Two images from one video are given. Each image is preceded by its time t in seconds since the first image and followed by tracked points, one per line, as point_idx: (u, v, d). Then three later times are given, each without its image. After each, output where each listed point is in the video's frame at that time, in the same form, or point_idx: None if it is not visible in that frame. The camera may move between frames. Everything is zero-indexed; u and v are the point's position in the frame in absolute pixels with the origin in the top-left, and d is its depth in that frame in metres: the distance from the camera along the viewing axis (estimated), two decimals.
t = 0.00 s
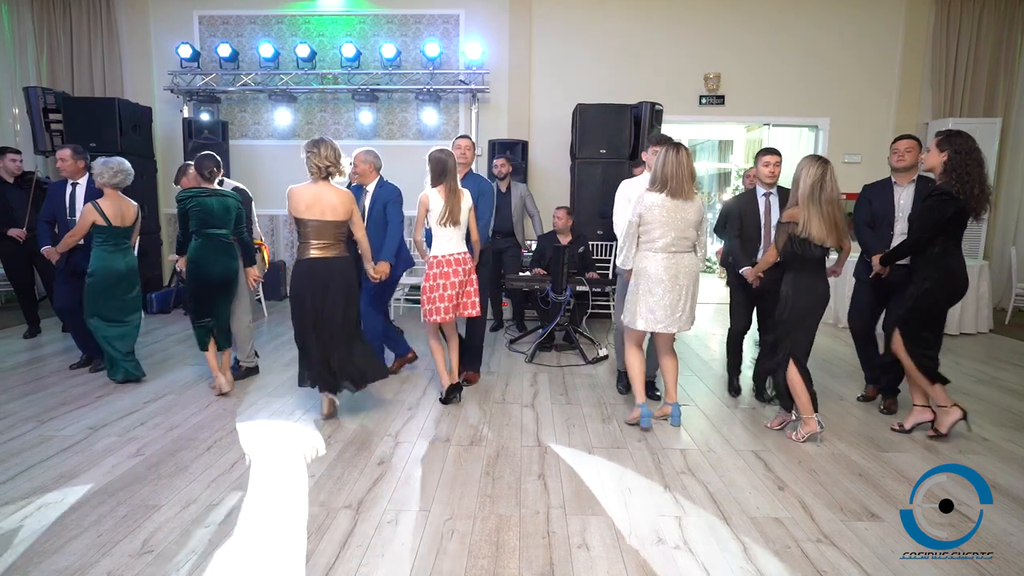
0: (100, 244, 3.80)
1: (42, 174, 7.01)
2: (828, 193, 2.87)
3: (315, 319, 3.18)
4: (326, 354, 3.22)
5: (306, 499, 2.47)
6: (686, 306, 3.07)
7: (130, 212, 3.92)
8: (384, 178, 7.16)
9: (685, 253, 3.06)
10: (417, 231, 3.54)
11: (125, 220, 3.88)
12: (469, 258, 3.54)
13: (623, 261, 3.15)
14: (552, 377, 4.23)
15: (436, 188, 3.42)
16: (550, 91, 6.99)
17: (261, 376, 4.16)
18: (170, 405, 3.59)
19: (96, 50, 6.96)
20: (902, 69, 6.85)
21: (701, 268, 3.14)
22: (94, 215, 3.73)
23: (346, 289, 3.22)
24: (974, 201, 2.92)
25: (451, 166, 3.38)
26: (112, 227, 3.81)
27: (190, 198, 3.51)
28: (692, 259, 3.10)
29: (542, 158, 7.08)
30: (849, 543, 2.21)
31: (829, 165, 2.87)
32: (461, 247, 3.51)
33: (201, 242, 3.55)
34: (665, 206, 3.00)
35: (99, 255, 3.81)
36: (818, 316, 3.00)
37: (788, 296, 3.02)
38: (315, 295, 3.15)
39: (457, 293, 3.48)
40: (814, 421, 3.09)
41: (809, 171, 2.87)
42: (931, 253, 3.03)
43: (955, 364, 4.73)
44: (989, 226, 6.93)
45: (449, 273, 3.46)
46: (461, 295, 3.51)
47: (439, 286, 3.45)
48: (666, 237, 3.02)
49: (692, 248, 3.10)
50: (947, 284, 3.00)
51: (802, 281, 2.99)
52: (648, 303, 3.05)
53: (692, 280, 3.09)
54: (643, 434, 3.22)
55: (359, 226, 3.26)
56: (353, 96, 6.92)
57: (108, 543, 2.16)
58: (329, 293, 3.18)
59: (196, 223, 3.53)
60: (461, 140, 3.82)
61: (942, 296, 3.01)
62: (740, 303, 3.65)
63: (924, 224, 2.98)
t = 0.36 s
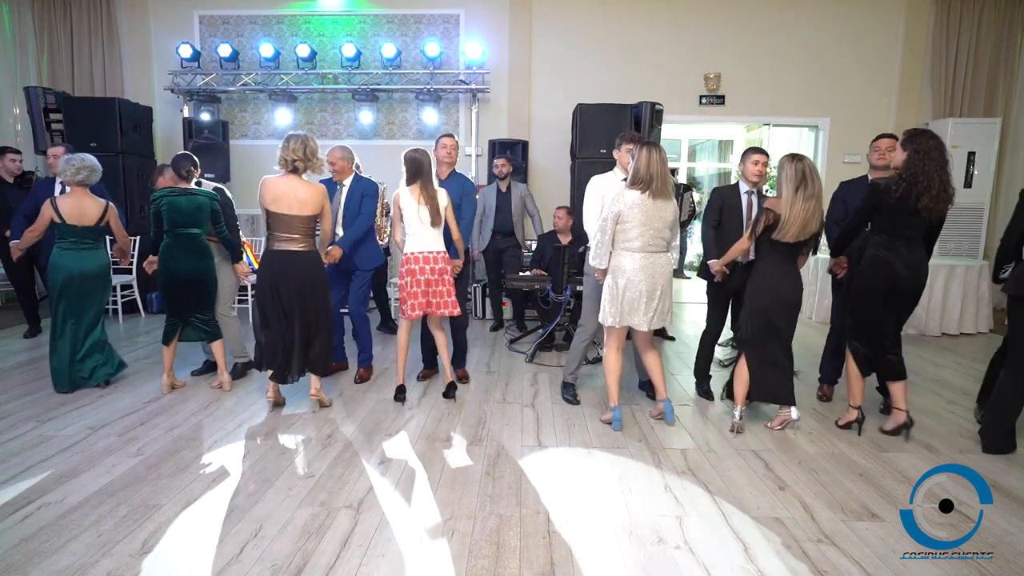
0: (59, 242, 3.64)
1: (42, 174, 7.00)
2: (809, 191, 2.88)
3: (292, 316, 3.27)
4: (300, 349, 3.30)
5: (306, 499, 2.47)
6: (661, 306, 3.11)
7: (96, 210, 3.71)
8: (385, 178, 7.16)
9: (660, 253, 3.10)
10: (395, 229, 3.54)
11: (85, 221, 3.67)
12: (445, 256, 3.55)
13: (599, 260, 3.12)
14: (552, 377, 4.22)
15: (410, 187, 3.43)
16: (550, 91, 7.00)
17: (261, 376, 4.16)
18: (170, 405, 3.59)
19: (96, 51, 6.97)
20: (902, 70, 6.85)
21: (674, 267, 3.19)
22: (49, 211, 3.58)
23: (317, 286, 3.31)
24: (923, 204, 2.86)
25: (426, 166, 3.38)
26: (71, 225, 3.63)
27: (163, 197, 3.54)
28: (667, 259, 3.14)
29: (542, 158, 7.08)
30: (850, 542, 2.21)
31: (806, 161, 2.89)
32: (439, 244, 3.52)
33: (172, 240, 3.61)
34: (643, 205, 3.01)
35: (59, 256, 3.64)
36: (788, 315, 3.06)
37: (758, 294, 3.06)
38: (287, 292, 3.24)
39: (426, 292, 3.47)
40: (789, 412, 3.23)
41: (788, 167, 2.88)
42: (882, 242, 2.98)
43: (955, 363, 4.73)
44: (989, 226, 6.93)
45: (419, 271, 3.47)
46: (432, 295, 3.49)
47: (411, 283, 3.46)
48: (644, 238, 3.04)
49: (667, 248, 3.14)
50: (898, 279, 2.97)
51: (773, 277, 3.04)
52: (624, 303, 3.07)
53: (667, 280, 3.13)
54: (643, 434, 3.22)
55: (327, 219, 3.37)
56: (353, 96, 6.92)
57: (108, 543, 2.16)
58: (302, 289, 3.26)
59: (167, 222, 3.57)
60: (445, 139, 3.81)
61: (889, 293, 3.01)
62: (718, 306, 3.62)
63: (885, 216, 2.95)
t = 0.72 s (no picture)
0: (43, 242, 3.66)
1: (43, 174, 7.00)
2: (783, 190, 2.89)
3: (273, 322, 3.28)
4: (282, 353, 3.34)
5: (307, 499, 2.47)
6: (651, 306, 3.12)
7: (79, 211, 3.67)
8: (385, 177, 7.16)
9: (649, 253, 3.10)
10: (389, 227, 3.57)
11: (67, 221, 3.64)
12: (437, 254, 3.54)
13: (589, 260, 3.10)
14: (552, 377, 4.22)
15: (402, 186, 3.45)
16: (550, 91, 6.99)
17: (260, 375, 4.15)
18: (169, 405, 3.58)
19: (96, 51, 6.97)
20: (902, 70, 6.85)
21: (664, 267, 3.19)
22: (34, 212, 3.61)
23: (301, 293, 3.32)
24: (863, 201, 2.92)
25: (417, 165, 3.39)
26: (53, 226, 3.62)
27: (149, 195, 3.56)
28: (657, 259, 3.14)
29: (542, 158, 7.08)
30: (851, 542, 2.21)
31: (780, 160, 2.90)
32: (432, 243, 3.52)
33: (161, 237, 3.60)
34: (633, 205, 3.01)
35: (41, 257, 3.66)
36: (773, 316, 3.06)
37: (742, 292, 3.08)
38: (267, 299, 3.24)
39: (408, 291, 3.49)
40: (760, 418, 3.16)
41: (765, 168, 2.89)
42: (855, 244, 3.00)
43: (956, 363, 4.73)
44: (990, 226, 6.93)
45: (404, 270, 3.48)
46: (414, 292, 3.50)
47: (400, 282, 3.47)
48: (633, 238, 3.04)
49: (656, 248, 3.14)
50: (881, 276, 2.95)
51: (759, 275, 3.05)
52: (614, 303, 3.07)
53: (657, 279, 3.14)
54: (644, 434, 3.21)
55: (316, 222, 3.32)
56: (353, 96, 6.92)
57: (108, 543, 2.15)
58: (284, 296, 3.26)
59: (155, 219, 3.57)
60: (437, 141, 3.78)
61: (872, 292, 2.99)
62: (711, 308, 3.62)
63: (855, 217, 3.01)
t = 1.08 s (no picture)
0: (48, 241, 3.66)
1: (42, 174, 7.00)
2: (757, 192, 2.94)
3: (277, 315, 3.25)
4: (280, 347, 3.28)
5: (307, 499, 2.47)
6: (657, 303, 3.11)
7: (83, 208, 3.66)
8: (384, 177, 7.15)
9: (655, 249, 3.10)
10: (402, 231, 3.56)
11: (71, 219, 3.64)
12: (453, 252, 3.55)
13: (594, 256, 3.11)
14: (552, 377, 4.21)
15: (415, 186, 3.43)
16: (550, 90, 6.99)
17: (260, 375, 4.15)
18: (169, 404, 3.58)
19: (96, 51, 6.97)
20: (903, 70, 6.85)
21: (670, 264, 3.18)
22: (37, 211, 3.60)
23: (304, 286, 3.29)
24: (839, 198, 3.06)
25: (428, 164, 3.39)
26: (57, 225, 3.62)
27: (158, 195, 3.53)
28: (662, 255, 3.14)
29: (542, 158, 7.07)
30: (852, 542, 2.21)
31: (766, 161, 2.92)
32: (445, 241, 3.53)
33: (170, 238, 3.59)
34: (638, 201, 3.01)
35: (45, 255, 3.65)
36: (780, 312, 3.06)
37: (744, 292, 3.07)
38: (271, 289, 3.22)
39: (439, 290, 3.48)
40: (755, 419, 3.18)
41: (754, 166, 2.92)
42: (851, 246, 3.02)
43: (956, 363, 4.72)
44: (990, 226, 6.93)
45: (432, 269, 3.46)
46: (444, 291, 3.52)
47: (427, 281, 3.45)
48: (638, 233, 3.04)
49: (662, 244, 3.14)
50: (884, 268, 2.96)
51: (763, 273, 3.04)
52: (620, 299, 3.07)
53: (663, 276, 3.13)
54: (645, 434, 3.21)
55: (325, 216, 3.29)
56: (353, 96, 6.92)
57: (108, 543, 2.15)
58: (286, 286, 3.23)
59: (165, 220, 3.56)
60: (433, 141, 3.81)
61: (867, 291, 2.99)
62: (712, 308, 3.59)
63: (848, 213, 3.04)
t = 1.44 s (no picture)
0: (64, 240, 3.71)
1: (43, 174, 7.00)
2: (769, 192, 2.94)
3: (281, 319, 3.26)
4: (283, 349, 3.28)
5: (307, 500, 2.47)
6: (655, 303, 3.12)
7: (102, 211, 3.77)
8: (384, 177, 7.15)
9: (653, 249, 3.09)
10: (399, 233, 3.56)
11: (92, 220, 3.73)
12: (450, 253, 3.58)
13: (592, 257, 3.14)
14: (553, 377, 4.21)
15: (413, 187, 3.45)
16: (549, 90, 6.99)
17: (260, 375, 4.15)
18: (170, 404, 3.58)
19: (96, 51, 6.97)
20: (903, 70, 6.85)
21: (668, 263, 3.18)
22: (61, 211, 3.64)
23: (311, 287, 3.28)
24: (866, 204, 2.92)
25: (425, 165, 3.42)
26: (78, 224, 3.69)
27: (165, 196, 3.56)
28: (660, 255, 3.13)
29: (543, 158, 7.07)
30: (852, 542, 2.21)
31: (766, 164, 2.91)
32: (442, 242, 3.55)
33: (179, 238, 3.60)
34: (634, 202, 3.01)
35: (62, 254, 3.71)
36: (774, 309, 3.10)
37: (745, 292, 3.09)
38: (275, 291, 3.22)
39: (448, 288, 3.49)
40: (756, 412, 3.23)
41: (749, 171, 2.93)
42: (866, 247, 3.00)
43: (956, 364, 4.72)
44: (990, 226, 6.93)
45: (437, 267, 3.48)
46: (454, 290, 3.52)
47: (435, 282, 3.46)
48: (635, 234, 3.04)
49: (660, 243, 3.13)
50: (887, 277, 2.97)
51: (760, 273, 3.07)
52: (618, 299, 3.07)
53: (660, 275, 3.12)
54: (645, 434, 3.21)
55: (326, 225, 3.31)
56: (353, 96, 6.92)
57: (108, 543, 2.15)
58: (287, 289, 3.23)
59: (174, 221, 3.57)
60: (427, 138, 3.83)
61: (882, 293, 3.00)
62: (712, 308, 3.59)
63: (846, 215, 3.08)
